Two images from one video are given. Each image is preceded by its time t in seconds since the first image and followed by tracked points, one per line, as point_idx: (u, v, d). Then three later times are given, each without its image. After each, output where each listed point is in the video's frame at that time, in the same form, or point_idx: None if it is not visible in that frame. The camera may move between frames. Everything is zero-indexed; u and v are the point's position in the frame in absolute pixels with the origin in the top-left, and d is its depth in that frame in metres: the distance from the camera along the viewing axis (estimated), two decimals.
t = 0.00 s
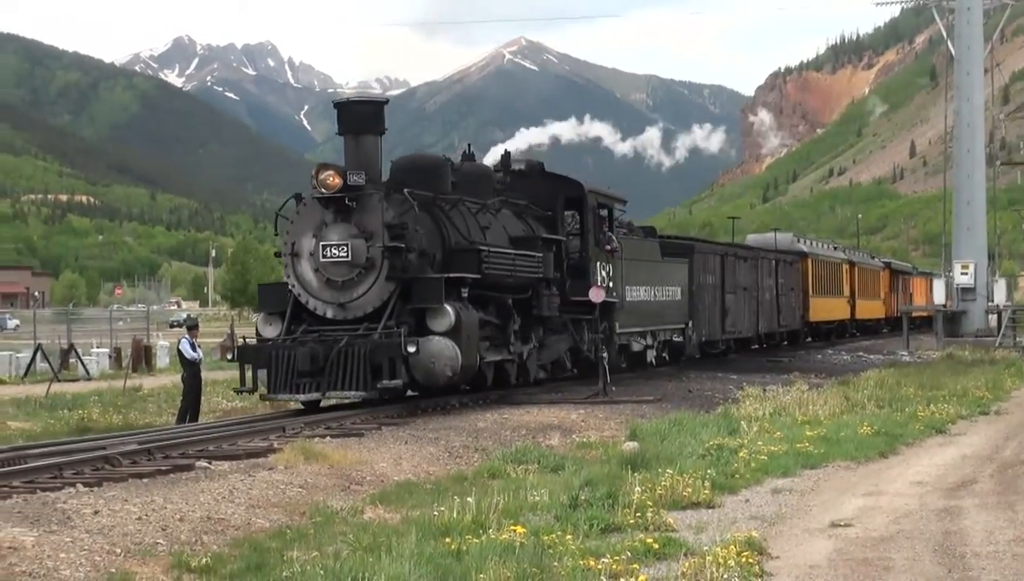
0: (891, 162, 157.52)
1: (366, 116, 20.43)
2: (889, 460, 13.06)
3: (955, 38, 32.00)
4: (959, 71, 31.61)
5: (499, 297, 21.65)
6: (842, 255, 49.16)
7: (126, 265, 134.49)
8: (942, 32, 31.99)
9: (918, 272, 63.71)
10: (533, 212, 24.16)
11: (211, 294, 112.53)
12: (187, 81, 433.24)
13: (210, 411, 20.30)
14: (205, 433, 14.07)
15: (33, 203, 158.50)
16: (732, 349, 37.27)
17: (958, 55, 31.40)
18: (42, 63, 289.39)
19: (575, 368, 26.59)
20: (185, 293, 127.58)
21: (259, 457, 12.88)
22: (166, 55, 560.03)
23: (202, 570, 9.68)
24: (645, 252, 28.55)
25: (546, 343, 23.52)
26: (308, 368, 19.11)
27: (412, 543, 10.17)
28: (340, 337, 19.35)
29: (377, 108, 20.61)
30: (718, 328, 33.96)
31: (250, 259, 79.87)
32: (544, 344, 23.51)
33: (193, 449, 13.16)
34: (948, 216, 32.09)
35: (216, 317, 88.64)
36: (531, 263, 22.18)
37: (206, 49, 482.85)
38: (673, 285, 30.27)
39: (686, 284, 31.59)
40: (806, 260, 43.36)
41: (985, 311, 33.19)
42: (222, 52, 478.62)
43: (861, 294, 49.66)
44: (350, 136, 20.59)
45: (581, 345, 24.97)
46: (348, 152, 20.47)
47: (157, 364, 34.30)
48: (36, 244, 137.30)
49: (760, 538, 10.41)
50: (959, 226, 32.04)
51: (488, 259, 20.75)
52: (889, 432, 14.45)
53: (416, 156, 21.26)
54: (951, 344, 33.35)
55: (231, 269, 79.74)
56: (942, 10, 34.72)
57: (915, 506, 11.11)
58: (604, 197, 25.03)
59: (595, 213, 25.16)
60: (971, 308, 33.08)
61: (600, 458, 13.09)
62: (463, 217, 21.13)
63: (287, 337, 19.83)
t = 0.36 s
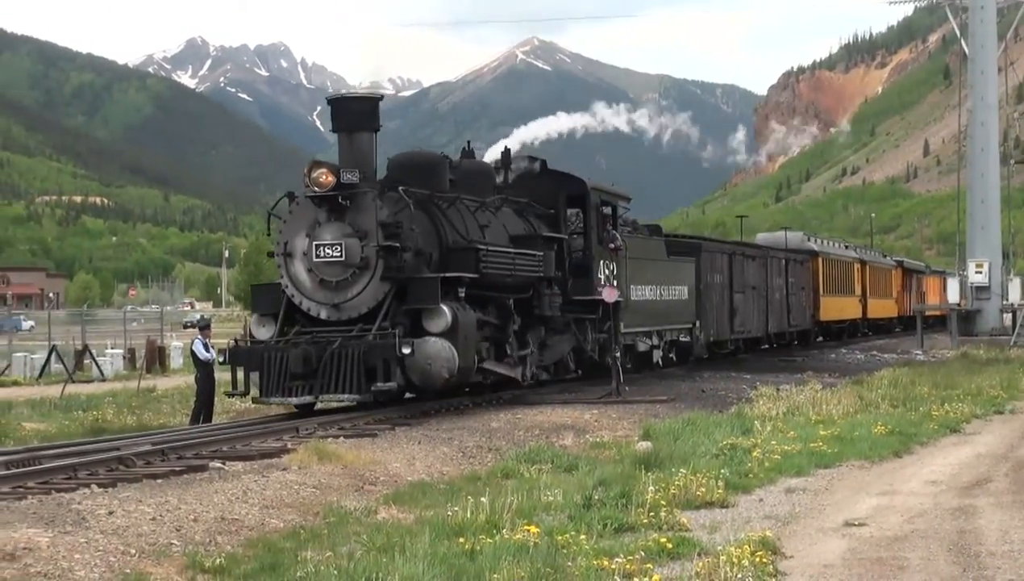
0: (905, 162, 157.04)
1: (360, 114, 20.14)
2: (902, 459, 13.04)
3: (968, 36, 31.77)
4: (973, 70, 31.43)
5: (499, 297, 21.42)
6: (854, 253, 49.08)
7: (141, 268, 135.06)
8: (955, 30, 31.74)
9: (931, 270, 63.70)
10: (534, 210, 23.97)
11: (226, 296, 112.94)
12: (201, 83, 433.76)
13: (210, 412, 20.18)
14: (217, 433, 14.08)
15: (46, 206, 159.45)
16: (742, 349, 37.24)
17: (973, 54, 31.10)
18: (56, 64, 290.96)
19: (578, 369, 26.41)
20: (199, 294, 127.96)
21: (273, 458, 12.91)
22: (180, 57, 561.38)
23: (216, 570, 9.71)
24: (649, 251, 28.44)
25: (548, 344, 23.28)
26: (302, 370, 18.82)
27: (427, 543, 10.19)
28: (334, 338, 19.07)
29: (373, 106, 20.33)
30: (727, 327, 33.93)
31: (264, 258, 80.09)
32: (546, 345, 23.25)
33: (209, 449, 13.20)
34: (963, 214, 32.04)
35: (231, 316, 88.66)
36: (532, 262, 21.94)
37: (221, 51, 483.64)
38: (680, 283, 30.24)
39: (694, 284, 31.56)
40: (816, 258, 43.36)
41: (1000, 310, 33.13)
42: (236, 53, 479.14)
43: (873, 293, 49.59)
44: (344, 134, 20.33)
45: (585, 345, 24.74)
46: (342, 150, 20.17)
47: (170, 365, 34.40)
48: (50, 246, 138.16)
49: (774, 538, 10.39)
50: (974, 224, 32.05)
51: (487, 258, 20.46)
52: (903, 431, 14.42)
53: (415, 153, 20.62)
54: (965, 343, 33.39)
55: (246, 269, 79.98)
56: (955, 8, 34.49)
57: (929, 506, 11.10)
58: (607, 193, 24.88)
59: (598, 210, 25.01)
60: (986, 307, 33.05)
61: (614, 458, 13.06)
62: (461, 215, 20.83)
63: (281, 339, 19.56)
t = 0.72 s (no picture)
0: (916, 161, 156.74)
1: (358, 113, 19.98)
2: (915, 456, 13.15)
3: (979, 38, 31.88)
4: (984, 71, 31.59)
5: (499, 297, 21.27)
6: (864, 252, 49.16)
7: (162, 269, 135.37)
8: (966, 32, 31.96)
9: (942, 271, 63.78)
10: (537, 209, 23.91)
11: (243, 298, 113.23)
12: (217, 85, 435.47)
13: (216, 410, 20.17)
14: (236, 432, 14.23)
15: (68, 207, 159.88)
16: (751, 348, 37.29)
17: (984, 56, 31.37)
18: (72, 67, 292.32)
19: (583, 370, 26.35)
20: (214, 294, 128.32)
21: (292, 456, 13.06)
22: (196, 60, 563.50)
23: (236, 567, 9.89)
24: (655, 249, 28.44)
25: (550, 344, 23.17)
26: (297, 372, 18.52)
27: (444, 539, 10.34)
28: (329, 339, 18.83)
29: (370, 104, 20.18)
30: (735, 327, 34.03)
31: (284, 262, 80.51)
32: (550, 344, 23.16)
33: (228, 447, 13.35)
34: (973, 214, 32.08)
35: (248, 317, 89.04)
36: (533, 261, 21.83)
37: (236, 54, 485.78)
38: (687, 283, 30.34)
39: (701, 283, 31.66)
40: (826, 256, 43.54)
41: (1011, 309, 33.31)
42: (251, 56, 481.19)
43: (884, 291, 49.66)
44: (341, 131, 20.22)
45: (589, 344, 24.60)
46: (339, 149, 20.03)
47: (190, 365, 34.62)
48: (71, 246, 138.65)
49: (787, 534, 10.53)
50: (984, 223, 32.01)
51: (486, 257, 20.30)
52: (915, 428, 14.55)
53: (415, 152, 20.54)
54: (977, 341, 33.39)
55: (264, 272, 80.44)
56: (966, 10, 34.63)
57: (941, 502, 11.23)
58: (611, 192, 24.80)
59: (602, 208, 24.91)
60: (997, 306, 33.23)
61: (628, 456, 13.19)
62: (461, 215, 20.69)
63: (277, 340, 19.38)
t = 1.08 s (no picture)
0: (924, 165, 156.59)
1: (364, 113, 20.07)
2: (924, 451, 13.45)
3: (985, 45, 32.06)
4: (990, 77, 31.79)
5: (504, 296, 21.49)
6: (871, 252, 49.43)
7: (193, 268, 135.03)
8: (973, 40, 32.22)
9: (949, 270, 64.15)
10: (544, 209, 24.13)
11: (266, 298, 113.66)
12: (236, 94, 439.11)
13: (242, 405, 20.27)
14: (263, 427, 14.61)
15: (105, 208, 161.05)
16: (758, 348, 37.59)
17: (989, 62, 31.51)
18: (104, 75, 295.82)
19: (591, 368, 26.69)
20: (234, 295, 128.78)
21: (319, 450, 13.43)
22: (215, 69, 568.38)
23: (265, 558, 10.28)
24: (664, 250, 28.78)
25: (556, 342, 23.42)
26: (301, 372, 18.47)
27: (466, 531, 10.70)
28: (333, 338, 18.80)
29: (374, 106, 20.29)
30: (743, 326, 34.33)
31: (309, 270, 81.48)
32: (556, 343, 23.47)
33: (256, 441, 13.73)
34: (980, 216, 32.45)
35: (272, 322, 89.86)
36: (539, 260, 22.05)
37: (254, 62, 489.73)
38: (695, 283, 30.75)
39: (708, 283, 31.99)
40: (834, 257, 43.84)
41: (1017, 307, 33.44)
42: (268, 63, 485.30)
43: (891, 290, 49.96)
44: (345, 133, 20.38)
45: (596, 342, 24.93)
46: (345, 153, 20.23)
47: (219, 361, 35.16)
48: (107, 248, 139.76)
49: (799, 526, 10.89)
50: (992, 226, 32.38)
51: (491, 256, 20.46)
52: (924, 423, 14.89)
53: (420, 152, 20.89)
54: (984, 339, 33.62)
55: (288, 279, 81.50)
56: (972, 18, 34.85)
57: (949, 495, 11.56)
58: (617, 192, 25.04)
59: (609, 208, 25.14)
60: (1005, 305, 33.34)
61: (645, 449, 13.54)
62: (467, 214, 20.88)
63: (281, 338, 19.35)
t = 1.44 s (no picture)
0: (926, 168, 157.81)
1: (364, 115, 20.10)
2: (924, 445, 13.89)
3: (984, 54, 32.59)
4: (989, 84, 32.30)
5: (504, 295, 21.77)
6: (872, 252, 49.79)
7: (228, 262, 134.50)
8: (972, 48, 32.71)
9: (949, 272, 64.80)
10: (546, 209, 24.41)
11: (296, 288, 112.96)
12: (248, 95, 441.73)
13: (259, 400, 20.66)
14: (285, 420, 15.09)
15: (140, 209, 162.00)
16: (760, 347, 37.97)
17: (988, 69, 32.11)
18: (140, 83, 298.28)
19: (593, 364, 27.07)
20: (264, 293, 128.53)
21: (342, 442, 13.92)
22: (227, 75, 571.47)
23: (291, 545, 10.79)
24: (667, 250, 29.15)
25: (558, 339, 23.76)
26: (302, 371, 18.78)
27: (484, 521, 11.17)
28: (335, 336, 19.03)
29: (373, 108, 20.23)
30: (745, 325, 34.70)
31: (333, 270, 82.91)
32: (558, 340, 23.87)
33: (281, 434, 14.24)
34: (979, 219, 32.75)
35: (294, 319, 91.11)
36: (540, 260, 22.33)
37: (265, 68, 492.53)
38: (698, 282, 31.11)
39: (711, 282, 32.35)
40: (835, 257, 44.16)
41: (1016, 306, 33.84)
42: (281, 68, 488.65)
43: (891, 290, 50.31)
44: (348, 134, 20.39)
45: (597, 340, 25.30)
46: (347, 154, 20.20)
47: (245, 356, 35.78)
48: (142, 248, 140.56)
49: (804, 516, 11.36)
50: (991, 228, 32.69)
51: (491, 255, 20.65)
52: (924, 418, 15.35)
53: (423, 153, 21.14)
54: (983, 337, 34.00)
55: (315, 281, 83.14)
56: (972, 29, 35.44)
57: (948, 487, 12.03)
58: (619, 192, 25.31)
59: (611, 208, 25.42)
60: (1003, 304, 33.69)
61: (655, 442, 14.00)
62: (469, 215, 21.07)
63: (283, 337, 19.59)
